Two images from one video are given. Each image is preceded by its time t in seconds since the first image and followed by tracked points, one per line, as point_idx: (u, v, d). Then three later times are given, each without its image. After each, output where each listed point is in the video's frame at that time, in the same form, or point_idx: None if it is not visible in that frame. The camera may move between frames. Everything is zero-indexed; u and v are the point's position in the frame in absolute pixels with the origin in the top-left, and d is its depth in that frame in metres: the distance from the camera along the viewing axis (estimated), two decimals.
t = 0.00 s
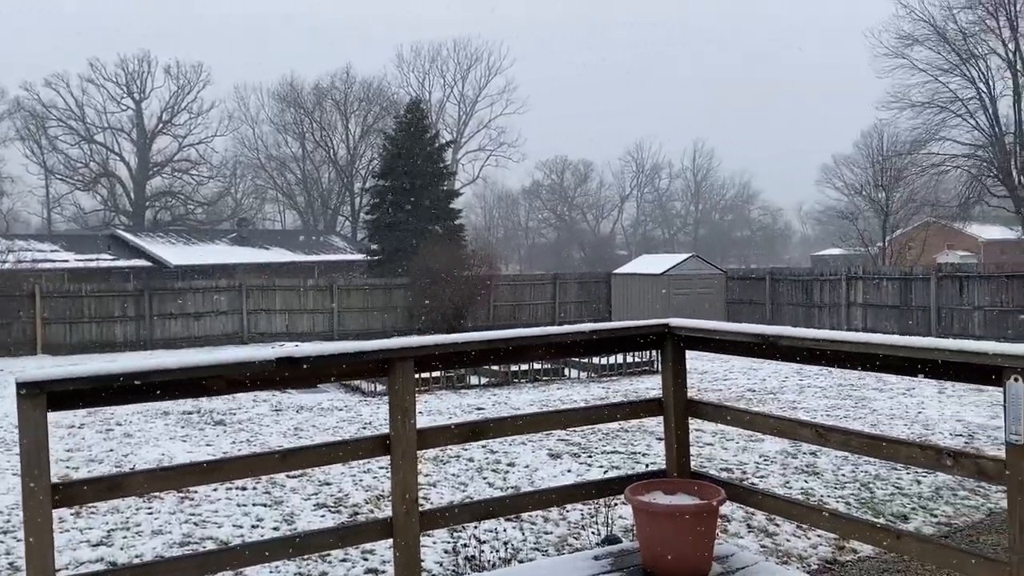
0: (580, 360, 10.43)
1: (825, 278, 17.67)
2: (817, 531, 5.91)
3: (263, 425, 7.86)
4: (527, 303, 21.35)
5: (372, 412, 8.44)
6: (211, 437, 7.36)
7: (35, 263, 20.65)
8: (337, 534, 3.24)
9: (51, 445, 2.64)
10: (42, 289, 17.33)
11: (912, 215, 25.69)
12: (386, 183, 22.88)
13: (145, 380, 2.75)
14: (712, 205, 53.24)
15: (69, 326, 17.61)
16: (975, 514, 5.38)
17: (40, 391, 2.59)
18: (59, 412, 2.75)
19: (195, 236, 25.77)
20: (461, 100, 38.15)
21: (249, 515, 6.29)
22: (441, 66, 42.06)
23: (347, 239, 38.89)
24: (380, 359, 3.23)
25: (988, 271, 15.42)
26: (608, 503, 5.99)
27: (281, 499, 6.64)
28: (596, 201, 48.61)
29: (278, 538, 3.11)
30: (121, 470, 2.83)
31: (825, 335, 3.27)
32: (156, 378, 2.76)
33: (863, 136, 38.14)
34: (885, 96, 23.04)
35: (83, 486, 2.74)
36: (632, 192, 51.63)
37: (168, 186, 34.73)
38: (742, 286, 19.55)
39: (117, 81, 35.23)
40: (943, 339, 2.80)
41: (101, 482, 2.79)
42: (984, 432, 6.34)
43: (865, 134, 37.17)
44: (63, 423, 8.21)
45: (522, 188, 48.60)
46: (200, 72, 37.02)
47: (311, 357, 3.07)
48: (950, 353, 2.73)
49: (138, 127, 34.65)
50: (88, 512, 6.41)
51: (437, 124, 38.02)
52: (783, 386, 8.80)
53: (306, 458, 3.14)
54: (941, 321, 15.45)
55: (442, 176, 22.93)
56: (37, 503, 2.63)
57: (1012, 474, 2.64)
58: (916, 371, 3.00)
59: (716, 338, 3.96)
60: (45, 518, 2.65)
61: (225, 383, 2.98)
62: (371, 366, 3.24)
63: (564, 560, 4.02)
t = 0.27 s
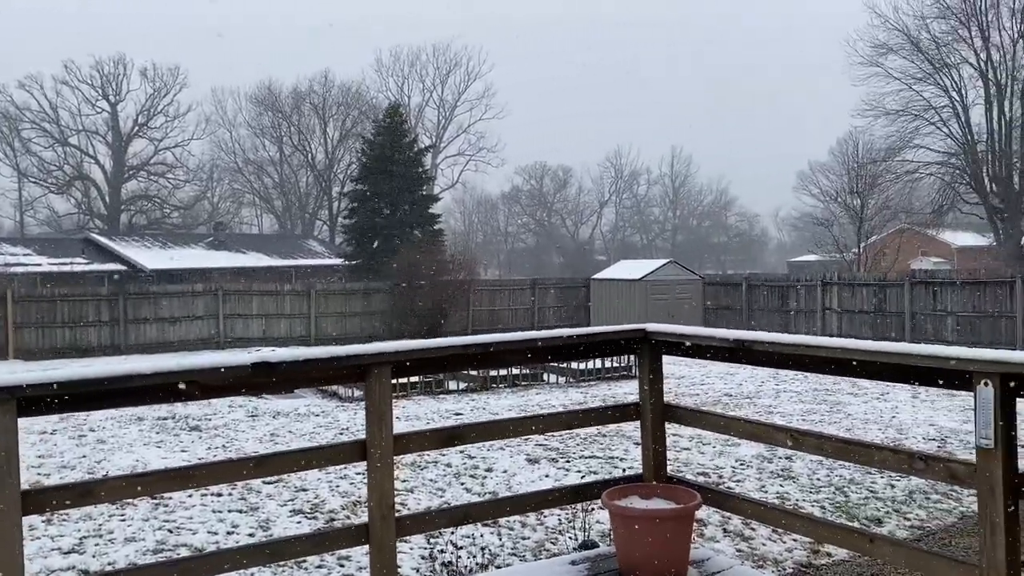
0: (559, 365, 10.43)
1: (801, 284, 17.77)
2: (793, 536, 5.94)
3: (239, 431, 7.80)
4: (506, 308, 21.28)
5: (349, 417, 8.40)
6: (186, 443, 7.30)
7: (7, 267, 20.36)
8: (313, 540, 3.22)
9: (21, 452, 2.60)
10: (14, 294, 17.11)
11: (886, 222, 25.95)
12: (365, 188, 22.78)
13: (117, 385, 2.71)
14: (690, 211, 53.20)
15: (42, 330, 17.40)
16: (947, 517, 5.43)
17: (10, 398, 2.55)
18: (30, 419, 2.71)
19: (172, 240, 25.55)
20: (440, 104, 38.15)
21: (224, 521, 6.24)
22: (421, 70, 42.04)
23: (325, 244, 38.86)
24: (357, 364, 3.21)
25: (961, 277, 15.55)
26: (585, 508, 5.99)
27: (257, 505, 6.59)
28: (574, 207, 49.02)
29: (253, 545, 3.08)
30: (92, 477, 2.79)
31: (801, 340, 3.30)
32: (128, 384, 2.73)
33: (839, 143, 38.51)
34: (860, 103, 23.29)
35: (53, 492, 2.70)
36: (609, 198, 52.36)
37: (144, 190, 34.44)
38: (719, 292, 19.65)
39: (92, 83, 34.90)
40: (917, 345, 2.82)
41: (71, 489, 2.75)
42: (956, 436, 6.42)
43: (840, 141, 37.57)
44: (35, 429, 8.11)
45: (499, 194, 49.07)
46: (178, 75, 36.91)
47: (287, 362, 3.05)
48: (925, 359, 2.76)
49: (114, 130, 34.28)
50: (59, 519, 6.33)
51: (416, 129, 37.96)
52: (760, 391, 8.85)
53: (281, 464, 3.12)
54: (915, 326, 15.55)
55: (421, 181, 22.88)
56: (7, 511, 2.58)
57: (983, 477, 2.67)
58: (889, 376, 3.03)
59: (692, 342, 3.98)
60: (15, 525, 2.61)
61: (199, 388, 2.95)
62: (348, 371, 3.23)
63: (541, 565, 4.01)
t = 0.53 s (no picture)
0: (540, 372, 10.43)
1: (780, 291, 17.84)
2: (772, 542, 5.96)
3: (217, 437, 7.74)
4: (488, 314, 21.26)
5: (329, 424, 8.36)
6: (163, 449, 7.24)
7: None
8: (291, 548, 3.19)
9: None
10: None
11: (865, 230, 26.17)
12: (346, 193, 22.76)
13: (91, 392, 2.67)
14: (671, 218, 53.74)
15: (17, 336, 17.21)
16: (923, 523, 5.48)
17: None
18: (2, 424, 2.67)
19: (151, 245, 25.38)
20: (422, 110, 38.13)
21: (202, 529, 6.18)
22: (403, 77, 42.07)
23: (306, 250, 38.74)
24: (336, 371, 3.20)
25: (938, 285, 15.62)
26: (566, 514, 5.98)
27: (235, 512, 6.53)
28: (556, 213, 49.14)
29: (229, 552, 3.05)
30: (65, 484, 2.76)
31: (777, 347, 3.31)
32: (102, 390, 2.69)
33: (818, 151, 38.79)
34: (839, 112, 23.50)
35: (25, 500, 2.67)
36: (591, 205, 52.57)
37: (122, 195, 34.22)
38: (700, 298, 19.74)
39: (70, 87, 34.63)
40: (894, 352, 2.84)
41: (45, 497, 2.73)
42: (933, 442, 6.47)
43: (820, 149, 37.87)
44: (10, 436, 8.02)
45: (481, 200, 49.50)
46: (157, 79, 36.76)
47: (265, 368, 3.02)
48: (901, 366, 2.77)
49: (92, 134, 34.16)
50: (34, 528, 6.25)
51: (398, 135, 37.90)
52: (739, 397, 8.90)
53: (261, 469, 3.10)
54: (893, 333, 15.61)
55: (403, 186, 22.90)
56: None
57: (957, 482, 2.68)
58: (866, 383, 3.05)
59: (671, 349, 3.99)
60: None
61: (175, 395, 2.91)
62: (326, 378, 3.21)
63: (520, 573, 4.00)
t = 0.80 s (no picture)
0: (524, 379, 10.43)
1: (763, 298, 17.93)
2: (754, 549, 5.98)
3: (199, 445, 7.69)
4: (472, 321, 21.21)
5: (313, 431, 8.32)
6: (144, 457, 7.18)
7: None
8: (274, 557, 3.16)
9: None
10: None
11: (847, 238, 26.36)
12: (330, 200, 22.71)
13: (71, 399, 2.64)
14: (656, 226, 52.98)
15: None
16: (904, 530, 5.51)
17: None
18: None
19: (133, 251, 25.20)
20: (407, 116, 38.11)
21: (183, 537, 6.13)
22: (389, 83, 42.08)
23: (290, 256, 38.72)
24: (318, 379, 3.18)
25: (919, 292, 15.69)
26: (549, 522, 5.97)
27: (217, 520, 6.48)
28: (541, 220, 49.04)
29: (210, 562, 3.02)
30: (43, 493, 2.72)
31: (759, 355, 3.33)
32: (81, 400, 2.66)
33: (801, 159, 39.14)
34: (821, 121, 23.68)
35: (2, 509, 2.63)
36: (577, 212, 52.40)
37: (105, 200, 33.98)
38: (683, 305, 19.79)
39: (53, 91, 34.37)
40: (875, 361, 2.84)
41: (22, 506, 2.69)
42: (913, 449, 6.52)
43: (802, 157, 38.16)
44: None
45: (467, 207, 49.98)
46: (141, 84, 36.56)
47: (247, 377, 3.00)
48: (882, 374, 2.78)
49: (74, 139, 33.87)
50: (12, 536, 6.18)
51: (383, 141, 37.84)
52: (722, 405, 8.93)
53: (243, 479, 3.07)
54: (875, 340, 15.71)
55: (388, 193, 22.90)
56: None
57: (937, 489, 2.68)
58: (847, 391, 3.06)
59: (654, 357, 4.00)
60: None
61: (156, 402, 2.88)
62: (309, 386, 3.19)
63: None
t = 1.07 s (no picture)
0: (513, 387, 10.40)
1: (750, 306, 17.97)
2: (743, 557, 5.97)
3: (186, 453, 7.64)
4: (461, 328, 21.13)
5: (300, 440, 8.28)
6: (130, 465, 7.13)
7: None
8: (261, 566, 3.13)
9: None
10: None
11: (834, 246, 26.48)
12: (319, 207, 22.67)
13: (61, 406, 2.61)
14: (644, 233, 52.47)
15: None
16: (891, 537, 5.53)
17: None
18: None
19: (119, 257, 25.07)
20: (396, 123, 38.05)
21: (169, 546, 6.08)
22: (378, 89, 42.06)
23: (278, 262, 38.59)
24: (310, 387, 3.16)
25: (906, 300, 15.62)
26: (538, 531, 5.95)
27: (204, 529, 6.43)
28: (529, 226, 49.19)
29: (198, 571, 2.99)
30: (28, 501, 2.69)
31: (749, 363, 3.33)
32: (67, 406, 2.63)
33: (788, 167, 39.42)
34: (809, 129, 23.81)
35: None
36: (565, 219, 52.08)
37: (91, 206, 33.77)
38: (672, 313, 19.84)
39: (39, 96, 34.17)
40: (863, 370, 2.86)
41: (7, 514, 2.65)
42: (900, 457, 6.55)
43: (788, 166, 38.37)
44: None
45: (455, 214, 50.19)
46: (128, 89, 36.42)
47: (235, 384, 2.97)
48: (873, 382, 2.78)
49: (60, 144, 33.66)
50: None
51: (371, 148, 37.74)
52: (710, 413, 8.95)
53: (230, 486, 3.04)
54: (862, 348, 15.77)
55: (377, 200, 22.89)
56: None
57: (924, 496, 2.68)
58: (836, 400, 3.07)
59: (644, 366, 4.00)
60: None
61: (146, 410, 2.86)
62: (301, 395, 3.18)
63: None
